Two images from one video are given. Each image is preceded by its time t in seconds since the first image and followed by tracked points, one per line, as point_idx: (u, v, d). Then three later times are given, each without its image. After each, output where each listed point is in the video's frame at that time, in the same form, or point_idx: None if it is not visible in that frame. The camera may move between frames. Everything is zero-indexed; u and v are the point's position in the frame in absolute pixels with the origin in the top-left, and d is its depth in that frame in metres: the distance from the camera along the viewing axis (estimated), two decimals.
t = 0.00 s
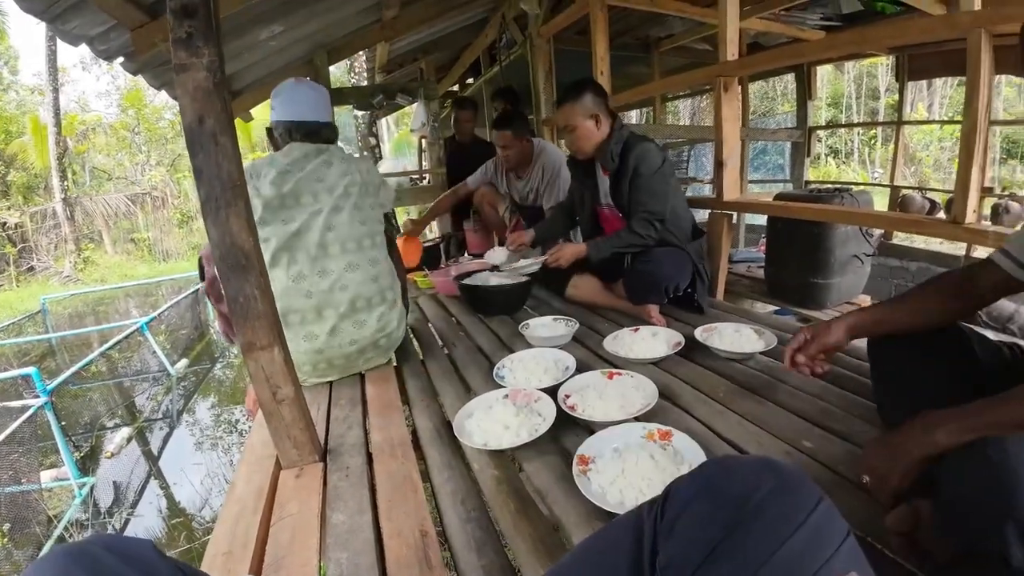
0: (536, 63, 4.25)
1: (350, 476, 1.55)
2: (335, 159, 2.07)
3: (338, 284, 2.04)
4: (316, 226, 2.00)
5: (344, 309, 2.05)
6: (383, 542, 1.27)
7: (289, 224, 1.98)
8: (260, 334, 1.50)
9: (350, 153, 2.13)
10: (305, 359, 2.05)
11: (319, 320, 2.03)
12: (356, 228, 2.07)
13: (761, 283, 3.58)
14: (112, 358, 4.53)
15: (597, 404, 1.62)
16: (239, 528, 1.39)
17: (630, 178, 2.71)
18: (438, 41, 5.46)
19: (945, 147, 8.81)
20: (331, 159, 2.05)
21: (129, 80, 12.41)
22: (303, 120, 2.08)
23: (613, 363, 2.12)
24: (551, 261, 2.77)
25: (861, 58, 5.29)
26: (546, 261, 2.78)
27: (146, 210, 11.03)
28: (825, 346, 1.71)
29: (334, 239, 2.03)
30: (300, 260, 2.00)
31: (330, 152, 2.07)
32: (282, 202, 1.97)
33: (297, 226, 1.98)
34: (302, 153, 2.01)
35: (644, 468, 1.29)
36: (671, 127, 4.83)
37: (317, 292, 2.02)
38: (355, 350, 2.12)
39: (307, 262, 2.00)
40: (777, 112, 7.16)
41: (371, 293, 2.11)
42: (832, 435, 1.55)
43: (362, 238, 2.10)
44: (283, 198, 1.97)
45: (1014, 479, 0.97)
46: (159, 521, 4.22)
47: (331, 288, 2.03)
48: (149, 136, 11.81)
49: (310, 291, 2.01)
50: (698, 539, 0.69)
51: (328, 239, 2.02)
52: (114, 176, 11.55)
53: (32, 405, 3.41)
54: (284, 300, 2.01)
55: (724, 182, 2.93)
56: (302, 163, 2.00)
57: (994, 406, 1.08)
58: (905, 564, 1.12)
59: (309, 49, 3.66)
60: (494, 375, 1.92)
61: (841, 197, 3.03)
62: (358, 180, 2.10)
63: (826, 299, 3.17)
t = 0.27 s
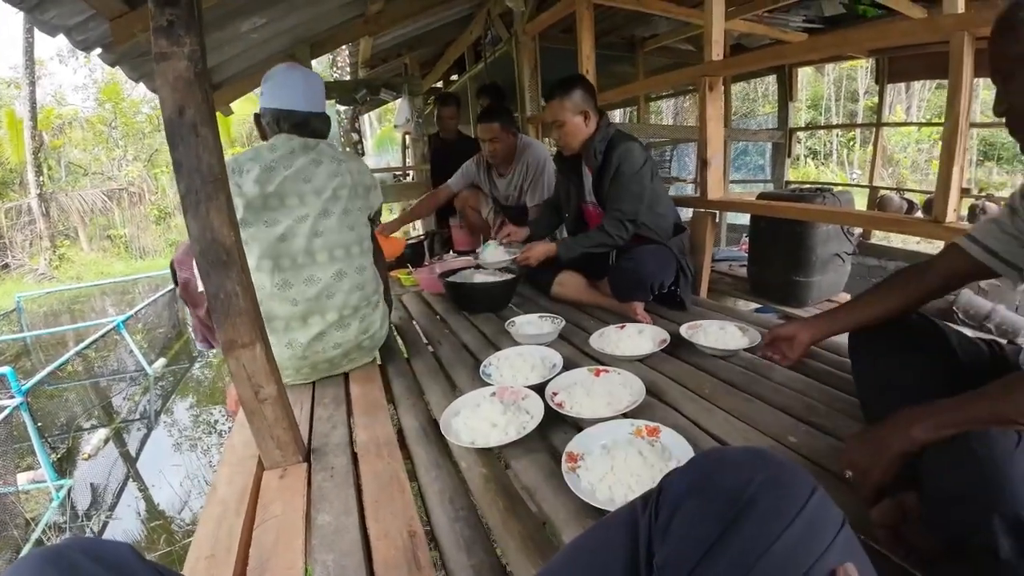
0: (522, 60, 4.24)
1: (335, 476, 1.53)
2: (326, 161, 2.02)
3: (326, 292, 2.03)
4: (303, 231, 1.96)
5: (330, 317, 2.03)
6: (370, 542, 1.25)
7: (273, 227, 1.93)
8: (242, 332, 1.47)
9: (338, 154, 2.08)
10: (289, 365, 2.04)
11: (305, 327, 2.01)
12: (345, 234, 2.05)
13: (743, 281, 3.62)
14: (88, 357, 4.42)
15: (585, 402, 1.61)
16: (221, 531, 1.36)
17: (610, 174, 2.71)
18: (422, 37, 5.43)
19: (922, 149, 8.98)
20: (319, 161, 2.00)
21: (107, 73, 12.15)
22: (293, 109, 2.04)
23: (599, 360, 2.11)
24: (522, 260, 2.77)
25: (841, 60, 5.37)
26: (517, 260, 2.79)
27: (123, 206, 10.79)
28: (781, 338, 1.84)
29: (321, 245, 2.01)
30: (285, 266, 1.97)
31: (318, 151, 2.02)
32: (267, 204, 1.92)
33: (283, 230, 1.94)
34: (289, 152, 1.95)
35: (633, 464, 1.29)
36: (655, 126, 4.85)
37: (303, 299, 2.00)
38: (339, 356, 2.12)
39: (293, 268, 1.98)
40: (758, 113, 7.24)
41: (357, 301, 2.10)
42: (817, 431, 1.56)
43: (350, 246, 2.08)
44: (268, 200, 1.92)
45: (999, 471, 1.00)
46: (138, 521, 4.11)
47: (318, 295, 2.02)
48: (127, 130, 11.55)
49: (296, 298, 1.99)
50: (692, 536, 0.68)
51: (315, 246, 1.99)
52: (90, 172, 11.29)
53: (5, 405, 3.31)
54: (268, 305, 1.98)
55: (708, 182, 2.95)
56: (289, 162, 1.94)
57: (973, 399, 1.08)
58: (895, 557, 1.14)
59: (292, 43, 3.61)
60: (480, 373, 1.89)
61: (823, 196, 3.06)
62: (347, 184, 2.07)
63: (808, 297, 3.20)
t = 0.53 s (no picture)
0: (501, 54, 4.21)
1: (314, 478, 1.47)
2: (308, 158, 1.95)
3: (301, 295, 1.96)
4: (279, 232, 1.90)
5: (304, 321, 1.98)
6: (352, 546, 1.20)
7: (247, 224, 1.86)
8: (214, 327, 1.41)
9: (323, 149, 2.01)
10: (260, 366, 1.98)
11: (278, 329, 1.96)
12: (324, 237, 1.99)
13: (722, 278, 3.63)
14: (54, 358, 4.26)
15: (571, 397, 1.58)
16: (194, 536, 1.29)
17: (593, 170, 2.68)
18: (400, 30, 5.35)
19: (892, 151, 9.19)
20: (301, 155, 1.93)
21: (75, 66, 11.77)
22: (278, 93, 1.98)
23: (583, 355, 2.08)
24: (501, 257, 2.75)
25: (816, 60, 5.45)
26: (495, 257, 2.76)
27: (89, 203, 10.45)
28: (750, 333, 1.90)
29: (298, 247, 1.94)
30: (257, 267, 1.90)
31: (301, 145, 1.95)
32: (241, 198, 1.84)
33: (257, 229, 1.87)
34: (269, 145, 1.87)
35: (624, 459, 1.26)
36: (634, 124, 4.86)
37: (277, 301, 1.94)
38: (313, 359, 2.07)
39: (267, 269, 1.91)
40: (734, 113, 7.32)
41: (332, 306, 2.05)
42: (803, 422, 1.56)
43: (328, 249, 2.02)
44: (243, 194, 1.85)
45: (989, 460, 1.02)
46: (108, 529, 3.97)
47: (292, 297, 1.95)
48: (95, 125, 11.16)
49: (269, 299, 1.93)
50: (696, 536, 0.64)
51: (291, 248, 1.93)
52: (56, 167, 10.91)
53: None
54: (239, 303, 1.92)
55: (688, 178, 2.94)
56: (269, 156, 1.87)
57: (952, 395, 1.11)
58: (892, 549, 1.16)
59: (267, 33, 3.51)
60: (463, 370, 1.84)
61: (802, 193, 3.09)
62: (330, 183, 2.00)
63: (786, 292, 3.23)
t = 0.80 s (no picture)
0: (474, 52, 4.18)
1: (281, 489, 1.43)
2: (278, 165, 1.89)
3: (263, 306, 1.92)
4: (241, 242, 1.85)
5: (265, 334, 1.93)
6: (321, 559, 1.17)
7: (207, 233, 1.82)
8: (173, 334, 1.35)
9: (295, 156, 1.95)
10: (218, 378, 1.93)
11: (237, 341, 1.91)
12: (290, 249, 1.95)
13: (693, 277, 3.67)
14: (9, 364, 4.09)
15: (546, 399, 1.56)
16: (153, 554, 1.24)
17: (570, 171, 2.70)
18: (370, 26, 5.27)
19: (854, 153, 9.46)
20: (270, 164, 1.88)
21: (33, 58, 11.33)
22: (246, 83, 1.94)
23: (557, 356, 2.07)
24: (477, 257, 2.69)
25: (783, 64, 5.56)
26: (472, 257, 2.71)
27: (47, 200, 10.07)
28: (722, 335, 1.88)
29: (261, 259, 1.90)
30: (216, 277, 1.86)
31: (270, 151, 1.89)
32: (202, 206, 1.80)
33: (217, 239, 1.83)
34: (234, 151, 1.82)
35: (599, 462, 1.25)
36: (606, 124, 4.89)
37: (237, 313, 1.89)
38: (274, 373, 2.02)
39: (227, 280, 1.87)
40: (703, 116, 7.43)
41: (295, 318, 2.01)
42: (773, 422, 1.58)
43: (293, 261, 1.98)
44: (204, 202, 1.80)
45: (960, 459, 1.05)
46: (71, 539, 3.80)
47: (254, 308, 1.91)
48: (54, 119, 10.72)
49: (229, 311, 1.88)
50: (681, 542, 0.62)
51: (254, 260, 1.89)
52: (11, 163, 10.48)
53: None
54: (198, 313, 1.88)
55: (659, 179, 2.96)
56: (234, 163, 1.82)
57: (922, 393, 1.15)
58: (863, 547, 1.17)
59: (233, 26, 3.42)
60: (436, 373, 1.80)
61: (770, 194, 3.14)
62: (299, 194, 1.95)
63: (755, 291, 3.28)
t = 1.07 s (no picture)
0: (438, 52, 4.17)
1: (231, 504, 1.40)
2: (226, 174, 1.85)
3: (212, 321, 1.89)
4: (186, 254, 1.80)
5: (213, 346, 1.89)
6: None
7: (150, 244, 1.77)
8: (115, 347, 1.31)
9: (246, 164, 1.90)
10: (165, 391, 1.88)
11: (184, 354, 1.86)
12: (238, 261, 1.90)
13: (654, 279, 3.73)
14: None
15: (502, 405, 1.56)
16: None
17: (535, 172, 2.70)
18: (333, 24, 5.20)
19: (813, 156, 9.74)
20: (218, 172, 1.83)
21: None
22: (205, 81, 1.92)
23: (516, 360, 2.08)
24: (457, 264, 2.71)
25: (743, 69, 5.69)
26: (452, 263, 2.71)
27: None
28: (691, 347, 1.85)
29: (207, 271, 1.85)
30: (160, 289, 1.81)
31: (218, 158, 1.84)
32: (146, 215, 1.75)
33: (161, 250, 1.78)
34: (180, 159, 1.78)
35: (552, 469, 1.26)
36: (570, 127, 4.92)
37: (184, 326, 1.85)
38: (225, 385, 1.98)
39: (172, 293, 1.82)
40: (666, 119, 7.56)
41: (245, 331, 1.98)
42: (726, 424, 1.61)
43: (242, 275, 1.94)
44: (148, 212, 1.75)
45: (902, 461, 1.08)
46: (29, 553, 3.61)
47: (203, 324, 1.87)
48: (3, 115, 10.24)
49: (175, 323, 1.83)
50: (615, 558, 0.60)
51: (200, 272, 1.84)
52: None
53: None
54: (143, 325, 1.83)
55: (620, 182, 2.99)
56: (180, 172, 1.77)
57: (872, 393, 1.17)
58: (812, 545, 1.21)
59: (188, 24, 3.32)
60: (393, 381, 1.79)
61: (727, 198, 3.22)
62: (250, 204, 1.91)
63: (713, 293, 3.35)
